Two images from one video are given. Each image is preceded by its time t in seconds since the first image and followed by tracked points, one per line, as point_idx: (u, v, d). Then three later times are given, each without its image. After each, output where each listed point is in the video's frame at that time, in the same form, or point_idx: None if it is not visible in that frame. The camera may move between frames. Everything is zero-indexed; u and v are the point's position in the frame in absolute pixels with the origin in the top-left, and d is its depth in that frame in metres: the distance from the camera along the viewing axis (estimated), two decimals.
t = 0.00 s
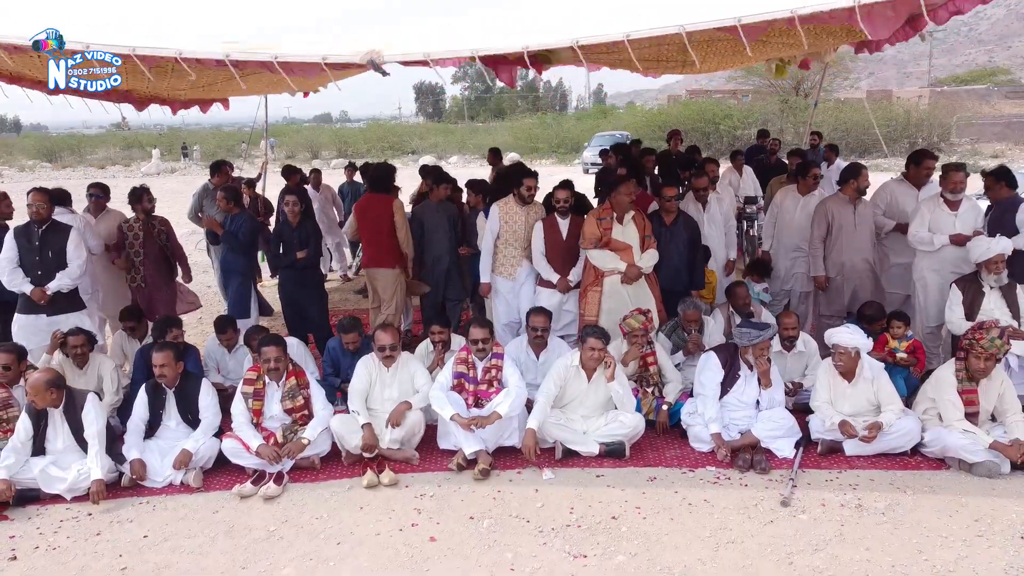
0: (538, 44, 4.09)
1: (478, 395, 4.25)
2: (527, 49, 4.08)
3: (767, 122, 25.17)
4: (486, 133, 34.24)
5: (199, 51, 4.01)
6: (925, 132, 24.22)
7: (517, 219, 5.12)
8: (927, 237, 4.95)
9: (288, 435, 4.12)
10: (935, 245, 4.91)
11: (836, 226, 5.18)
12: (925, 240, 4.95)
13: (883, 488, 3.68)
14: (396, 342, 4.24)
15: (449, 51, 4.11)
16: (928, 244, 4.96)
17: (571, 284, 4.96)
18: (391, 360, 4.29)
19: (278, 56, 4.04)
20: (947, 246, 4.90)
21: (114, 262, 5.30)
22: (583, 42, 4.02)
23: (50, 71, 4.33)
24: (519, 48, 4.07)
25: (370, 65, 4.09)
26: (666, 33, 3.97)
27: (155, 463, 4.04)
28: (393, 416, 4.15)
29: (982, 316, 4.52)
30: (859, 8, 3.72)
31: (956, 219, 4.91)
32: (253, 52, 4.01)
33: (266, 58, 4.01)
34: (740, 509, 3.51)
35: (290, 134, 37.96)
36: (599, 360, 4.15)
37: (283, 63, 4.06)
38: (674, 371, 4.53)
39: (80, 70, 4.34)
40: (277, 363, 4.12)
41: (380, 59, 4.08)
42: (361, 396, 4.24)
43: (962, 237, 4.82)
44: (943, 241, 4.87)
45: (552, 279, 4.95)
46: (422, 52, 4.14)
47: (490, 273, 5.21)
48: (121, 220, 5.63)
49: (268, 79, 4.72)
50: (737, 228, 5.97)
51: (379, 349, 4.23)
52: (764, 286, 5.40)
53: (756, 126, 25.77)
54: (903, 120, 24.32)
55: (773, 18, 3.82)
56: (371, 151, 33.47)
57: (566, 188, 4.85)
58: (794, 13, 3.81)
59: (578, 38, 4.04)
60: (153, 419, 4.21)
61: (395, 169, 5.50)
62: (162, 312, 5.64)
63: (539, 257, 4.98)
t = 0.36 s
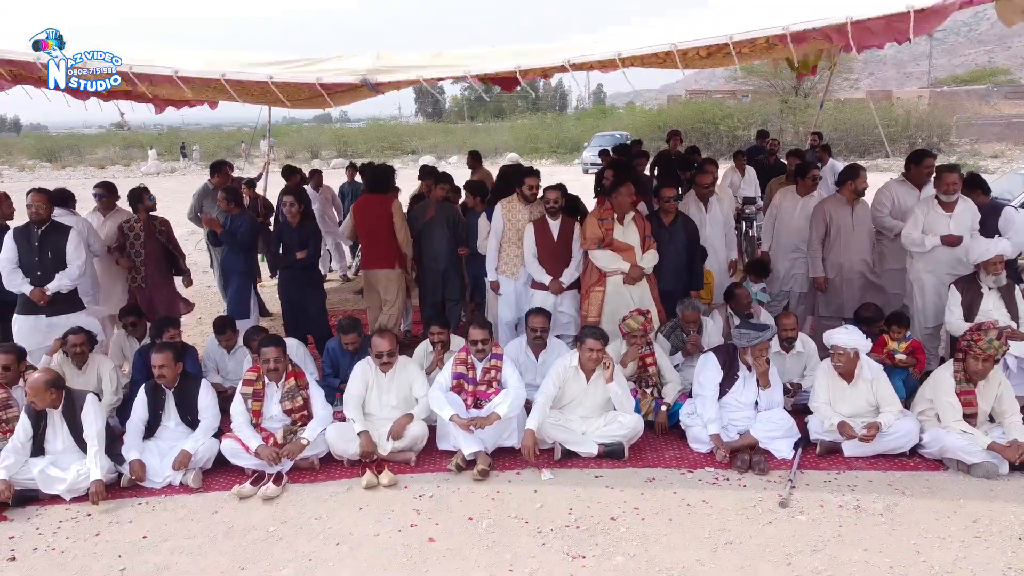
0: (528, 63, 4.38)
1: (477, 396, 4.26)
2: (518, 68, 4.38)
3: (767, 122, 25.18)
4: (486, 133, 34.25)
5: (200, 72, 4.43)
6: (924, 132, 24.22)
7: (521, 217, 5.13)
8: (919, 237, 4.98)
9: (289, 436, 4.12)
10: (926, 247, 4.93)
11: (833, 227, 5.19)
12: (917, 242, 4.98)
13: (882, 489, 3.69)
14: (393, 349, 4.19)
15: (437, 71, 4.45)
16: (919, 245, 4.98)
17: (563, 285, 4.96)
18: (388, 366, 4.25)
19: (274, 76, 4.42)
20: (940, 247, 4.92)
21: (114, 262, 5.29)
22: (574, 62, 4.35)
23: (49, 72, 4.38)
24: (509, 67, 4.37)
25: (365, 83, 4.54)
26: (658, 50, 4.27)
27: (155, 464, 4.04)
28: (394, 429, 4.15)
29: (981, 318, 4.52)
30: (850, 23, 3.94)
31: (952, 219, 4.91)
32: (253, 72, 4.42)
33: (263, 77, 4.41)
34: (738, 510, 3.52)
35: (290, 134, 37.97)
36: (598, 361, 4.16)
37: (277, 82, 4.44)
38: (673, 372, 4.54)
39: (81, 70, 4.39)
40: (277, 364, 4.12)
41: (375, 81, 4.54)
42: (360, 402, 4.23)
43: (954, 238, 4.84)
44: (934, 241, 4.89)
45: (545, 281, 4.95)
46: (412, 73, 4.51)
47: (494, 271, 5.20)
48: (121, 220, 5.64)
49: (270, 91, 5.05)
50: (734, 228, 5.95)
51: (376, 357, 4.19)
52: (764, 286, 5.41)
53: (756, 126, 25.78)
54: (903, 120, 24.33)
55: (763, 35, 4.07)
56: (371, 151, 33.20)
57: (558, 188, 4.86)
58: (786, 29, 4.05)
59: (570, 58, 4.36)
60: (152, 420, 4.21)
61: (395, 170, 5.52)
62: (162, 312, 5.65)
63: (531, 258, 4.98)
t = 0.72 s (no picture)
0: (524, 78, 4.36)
1: (477, 399, 4.26)
2: (514, 83, 4.37)
3: (767, 123, 25.15)
4: (486, 134, 34.22)
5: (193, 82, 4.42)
6: (924, 132, 24.21)
7: (521, 219, 5.12)
8: (917, 240, 4.98)
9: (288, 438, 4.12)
10: (924, 249, 4.95)
11: (832, 230, 5.20)
12: (915, 244, 4.99)
13: (881, 492, 3.69)
14: (391, 359, 4.18)
15: (436, 87, 4.42)
16: (917, 248, 4.99)
17: (564, 288, 4.96)
18: (388, 376, 4.26)
19: (272, 88, 4.43)
20: (937, 249, 4.93)
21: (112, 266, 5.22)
22: (568, 76, 4.34)
23: (49, 71, 4.37)
24: (506, 82, 4.35)
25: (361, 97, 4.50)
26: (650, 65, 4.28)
27: (154, 467, 4.04)
28: (393, 433, 4.12)
29: (980, 320, 4.52)
30: (843, 37, 4.00)
31: (952, 221, 4.91)
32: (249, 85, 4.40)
33: (261, 88, 4.41)
34: (738, 513, 3.52)
35: (290, 134, 37.97)
36: (597, 364, 4.16)
37: (274, 94, 4.44)
38: (673, 374, 4.55)
39: (81, 68, 4.37)
40: (277, 367, 4.12)
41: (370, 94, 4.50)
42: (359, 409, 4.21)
43: (950, 241, 4.85)
44: (931, 244, 4.90)
45: (545, 283, 4.94)
46: (410, 86, 4.44)
47: (493, 273, 5.19)
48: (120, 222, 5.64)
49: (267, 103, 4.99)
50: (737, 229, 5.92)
51: (374, 366, 4.17)
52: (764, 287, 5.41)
53: (756, 126, 25.77)
54: (902, 120, 24.32)
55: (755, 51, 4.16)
56: (371, 151, 33.15)
57: (558, 192, 4.87)
58: (778, 45, 4.12)
59: (564, 73, 4.36)
60: (152, 422, 4.21)
61: (394, 172, 5.48)
62: (161, 314, 5.65)
63: (532, 260, 4.98)
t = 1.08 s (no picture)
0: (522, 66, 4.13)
1: (475, 398, 4.27)
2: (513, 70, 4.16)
3: (767, 123, 25.12)
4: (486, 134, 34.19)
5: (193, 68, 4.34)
6: (924, 132, 24.19)
7: (520, 218, 5.13)
8: (920, 238, 5.01)
9: (287, 437, 4.11)
10: (926, 248, 4.97)
11: (830, 229, 5.22)
12: (918, 243, 5.02)
13: (879, 491, 3.69)
14: (387, 360, 4.15)
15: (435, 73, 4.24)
16: (920, 246, 5.02)
17: (565, 288, 4.97)
18: (384, 377, 4.21)
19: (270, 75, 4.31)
20: (939, 249, 4.95)
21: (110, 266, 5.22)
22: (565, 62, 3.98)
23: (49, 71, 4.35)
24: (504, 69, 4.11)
25: (359, 84, 4.30)
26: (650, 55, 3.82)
27: (153, 466, 4.04)
28: (391, 429, 4.14)
29: (978, 320, 4.52)
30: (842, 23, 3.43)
31: (957, 221, 4.90)
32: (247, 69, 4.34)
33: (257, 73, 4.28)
34: (736, 513, 3.52)
35: (290, 134, 37.93)
36: (595, 364, 4.16)
37: (270, 83, 4.31)
38: (671, 374, 4.56)
39: (81, 68, 4.33)
40: (275, 366, 4.13)
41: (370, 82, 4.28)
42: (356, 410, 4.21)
43: (952, 240, 4.85)
44: (933, 243, 4.92)
45: (546, 283, 4.97)
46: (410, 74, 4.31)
47: (490, 271, 5.18)
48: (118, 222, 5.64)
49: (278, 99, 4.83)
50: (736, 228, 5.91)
51: (370, 368, 4.14)
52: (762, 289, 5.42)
53: (755, 126, 25.74)
54: (902, 121, 24.29)
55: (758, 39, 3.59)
56: (371, 151, 32.82)
57: (562, 193, 4.91)
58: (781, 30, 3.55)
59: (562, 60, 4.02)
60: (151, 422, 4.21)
61: (391, 171, 5.49)
62: (160, 313, 5.66)
63: (533, 258, 5.00)
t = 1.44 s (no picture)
0: None
1: (469, 395, 4.30)
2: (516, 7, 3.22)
3: (767, 123, 25.12)
4: (485, 135, 34.18)
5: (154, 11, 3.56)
6: (924, 132, 24.18)
7: (510, 217, 5.16)
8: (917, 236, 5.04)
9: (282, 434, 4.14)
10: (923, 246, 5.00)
11: (822, 228, 5.25)
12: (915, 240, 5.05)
13: (869, 487, 3.72)
14: (379, 355, 4.19)
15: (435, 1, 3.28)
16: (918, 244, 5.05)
17: (559, 285, 4.99)
18: (376, 371, 4.25)
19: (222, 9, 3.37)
20: (936, 247, 4.96)
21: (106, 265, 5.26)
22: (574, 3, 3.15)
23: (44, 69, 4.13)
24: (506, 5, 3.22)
25: (360, 21, 3.31)
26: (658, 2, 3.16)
27: (148, 462, 4.08)
28: (389, 419, 4.24)
29: (969, 317, 4.55)
30: None
31: (956, 220, 4.89)
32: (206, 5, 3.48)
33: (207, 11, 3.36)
34: (727, 508, 3.55)
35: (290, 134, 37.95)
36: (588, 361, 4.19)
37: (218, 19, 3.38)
38: (664, 371, 4.59)
39: (80, 69, 4.20)
40: (270, 363, 4.16)
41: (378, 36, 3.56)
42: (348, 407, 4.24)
43: (947, 238, 4.86)
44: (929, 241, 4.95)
45: (540, 282, 5.00)
46: None
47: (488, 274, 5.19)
48: (113, 221, 5.67)
49: (241, 52, 4.08)
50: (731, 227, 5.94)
51: (362, 363, 4.18)
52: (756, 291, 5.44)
53: (755, 127, 25.73)
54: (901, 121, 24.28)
55: None
56: (371, 151, 32.74)
57: (554, 193, 5.05)
58: None
59: None
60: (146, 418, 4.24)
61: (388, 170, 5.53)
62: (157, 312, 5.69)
63: (525, 259, 5.03)
